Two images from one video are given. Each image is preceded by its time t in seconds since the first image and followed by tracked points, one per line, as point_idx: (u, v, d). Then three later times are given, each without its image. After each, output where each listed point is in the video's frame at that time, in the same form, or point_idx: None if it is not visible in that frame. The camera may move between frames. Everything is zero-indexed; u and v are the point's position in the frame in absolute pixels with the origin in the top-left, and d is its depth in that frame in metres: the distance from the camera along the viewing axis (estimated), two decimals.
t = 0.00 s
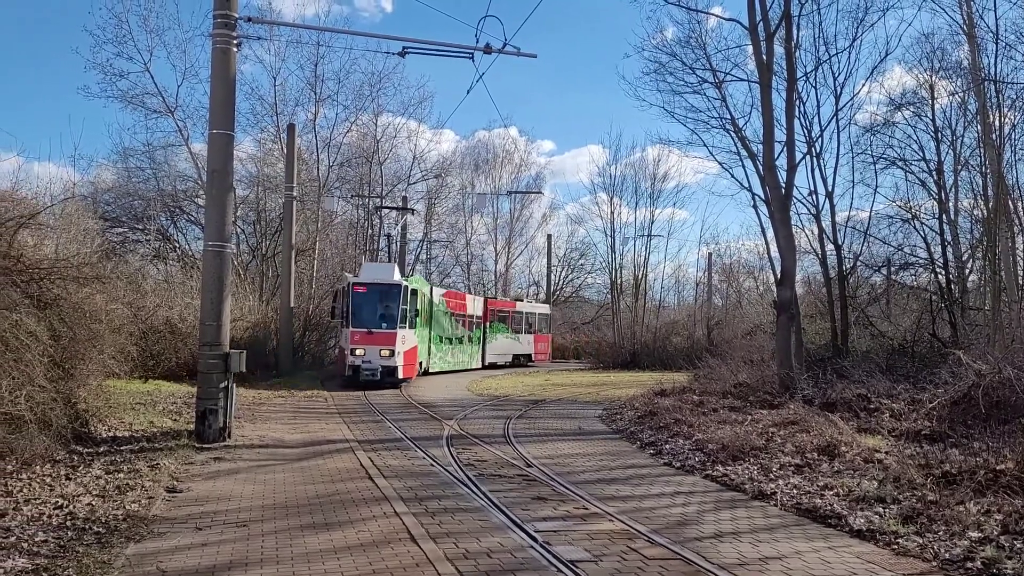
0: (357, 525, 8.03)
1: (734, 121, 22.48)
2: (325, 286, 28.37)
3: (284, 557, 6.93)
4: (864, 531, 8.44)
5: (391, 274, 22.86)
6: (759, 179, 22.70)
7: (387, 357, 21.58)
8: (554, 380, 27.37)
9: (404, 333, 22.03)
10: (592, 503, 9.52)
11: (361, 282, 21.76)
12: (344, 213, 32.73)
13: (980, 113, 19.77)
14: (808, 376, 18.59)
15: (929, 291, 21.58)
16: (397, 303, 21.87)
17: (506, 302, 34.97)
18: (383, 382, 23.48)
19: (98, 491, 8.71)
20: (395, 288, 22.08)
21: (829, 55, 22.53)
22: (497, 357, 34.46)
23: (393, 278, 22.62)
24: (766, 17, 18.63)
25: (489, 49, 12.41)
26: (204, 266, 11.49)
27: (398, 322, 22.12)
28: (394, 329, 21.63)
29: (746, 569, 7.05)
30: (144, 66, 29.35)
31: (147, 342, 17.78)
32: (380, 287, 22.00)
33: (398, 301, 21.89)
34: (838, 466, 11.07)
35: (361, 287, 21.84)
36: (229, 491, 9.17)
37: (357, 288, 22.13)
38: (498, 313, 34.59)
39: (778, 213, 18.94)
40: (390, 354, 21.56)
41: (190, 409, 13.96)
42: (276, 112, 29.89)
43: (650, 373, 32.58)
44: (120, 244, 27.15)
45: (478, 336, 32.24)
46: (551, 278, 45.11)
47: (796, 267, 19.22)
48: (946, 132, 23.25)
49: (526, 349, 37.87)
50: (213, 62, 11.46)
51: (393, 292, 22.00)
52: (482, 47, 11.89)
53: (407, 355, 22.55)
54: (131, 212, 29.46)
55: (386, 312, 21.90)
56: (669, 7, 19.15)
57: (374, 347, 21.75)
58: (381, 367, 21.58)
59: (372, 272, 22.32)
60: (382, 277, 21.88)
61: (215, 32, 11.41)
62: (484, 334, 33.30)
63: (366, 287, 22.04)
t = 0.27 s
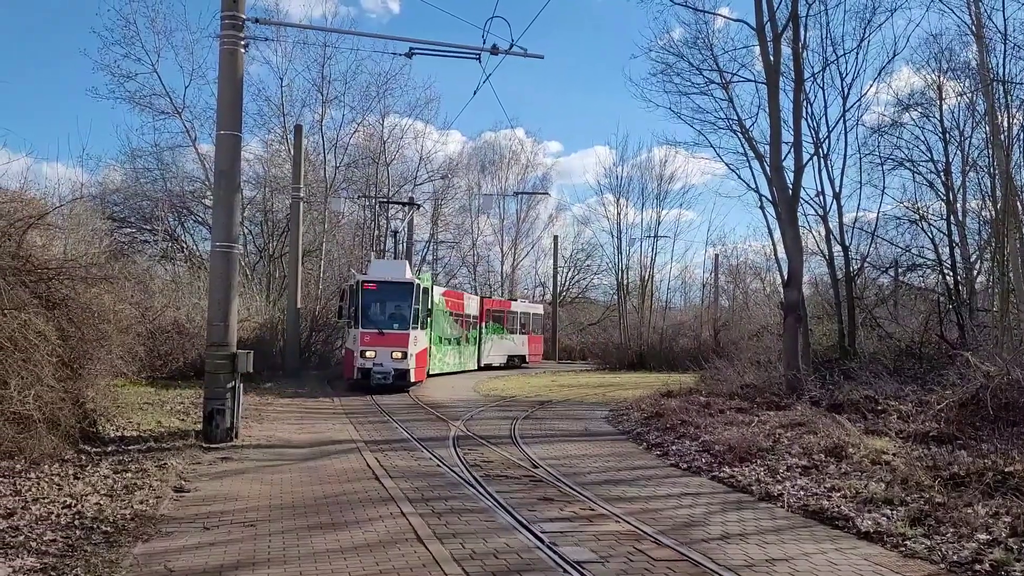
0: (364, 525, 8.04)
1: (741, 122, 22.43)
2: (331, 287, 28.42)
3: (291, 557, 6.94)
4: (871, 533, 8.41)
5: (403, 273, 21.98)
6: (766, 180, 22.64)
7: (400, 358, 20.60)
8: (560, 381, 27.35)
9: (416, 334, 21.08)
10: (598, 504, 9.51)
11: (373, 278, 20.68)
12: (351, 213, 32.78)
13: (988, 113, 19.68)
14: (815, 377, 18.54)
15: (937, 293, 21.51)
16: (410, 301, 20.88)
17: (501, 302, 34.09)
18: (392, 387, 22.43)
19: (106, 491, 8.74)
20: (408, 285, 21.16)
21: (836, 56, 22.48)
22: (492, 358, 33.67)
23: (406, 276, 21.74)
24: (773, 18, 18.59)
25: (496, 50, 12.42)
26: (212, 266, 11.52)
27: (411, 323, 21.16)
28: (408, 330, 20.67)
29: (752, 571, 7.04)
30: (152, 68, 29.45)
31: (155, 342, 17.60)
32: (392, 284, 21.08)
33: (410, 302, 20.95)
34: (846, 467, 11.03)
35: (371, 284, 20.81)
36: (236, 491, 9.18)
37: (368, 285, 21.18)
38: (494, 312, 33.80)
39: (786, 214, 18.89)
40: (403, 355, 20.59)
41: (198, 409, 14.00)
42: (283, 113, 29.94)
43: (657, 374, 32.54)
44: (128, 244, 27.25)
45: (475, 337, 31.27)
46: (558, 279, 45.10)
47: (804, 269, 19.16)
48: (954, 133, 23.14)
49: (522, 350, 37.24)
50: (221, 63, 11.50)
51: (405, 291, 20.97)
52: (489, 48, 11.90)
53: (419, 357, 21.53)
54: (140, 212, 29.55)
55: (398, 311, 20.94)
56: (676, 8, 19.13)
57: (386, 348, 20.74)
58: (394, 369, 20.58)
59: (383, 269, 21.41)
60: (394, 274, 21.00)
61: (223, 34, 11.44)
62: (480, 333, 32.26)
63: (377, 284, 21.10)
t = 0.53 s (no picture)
0: (371, 523, 8.05)
1: (748, 121, 22.37)
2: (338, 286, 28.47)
3: (298, 555, 6.95)
4: (878, 532, 8.38)
5: (416, 270, 21.14)
6: (772, 178, 22.58)
7: (414, 359, 19.67)
8: (566, 380, 27.34)
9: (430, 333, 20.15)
10: (605, 503, 9.50)
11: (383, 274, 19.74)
12: (358, 212, 32.83)
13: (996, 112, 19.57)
14: (822, 377, 18.49)
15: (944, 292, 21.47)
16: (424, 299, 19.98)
17: (496, 300, 33.30)
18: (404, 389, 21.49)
19: (114, 488, 8.77)
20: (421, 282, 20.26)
21: (843, 54, 22.40)
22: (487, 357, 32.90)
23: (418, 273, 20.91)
24: (780, 16, 18.54)
25: (503, 48, 12.43)
26: (219, 265, 11.54)
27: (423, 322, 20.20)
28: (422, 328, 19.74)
29: (759, 570, 7.02)
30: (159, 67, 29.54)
31: (163, 340, 17.71)
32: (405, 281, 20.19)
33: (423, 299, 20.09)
34: (853, 467, 11.00)
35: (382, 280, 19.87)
36: (244, 489, 9.21)
37: (379, 283, 20.25)
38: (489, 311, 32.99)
39: (792, 212, 18.84)
40: (417, 356, 19.67)
41: (205, 407, 14.04)
42: (289, 112, 29.97)
43: (663, 373, 32.55)
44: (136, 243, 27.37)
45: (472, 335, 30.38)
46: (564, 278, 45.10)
47: (811, 267, 19.09)
48: (962, 131, 23.03)
49: (515, 350, 36.78)
50: (228, 62, 11.52)
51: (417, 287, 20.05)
52: (495, 47, 11.91)
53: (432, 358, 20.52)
54: (147, 211, 29.65)
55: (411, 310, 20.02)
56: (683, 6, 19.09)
57: (398, 348, 19.82)
58: (408, 370, 19.64)
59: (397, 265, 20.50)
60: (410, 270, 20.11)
61: (230, 33, 11.46)
62: (476, 332, 31.34)
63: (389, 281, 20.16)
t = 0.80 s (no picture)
0: (379, 501, 8.11)
1: (757, 100, 22.20)
2: (346, 266, 28.54)
3: (308, 531, 7.01)
4: (885, 512, 8.40)
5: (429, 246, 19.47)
6: (781, 158, 22.44)
7: (430, 341, 18.21)
8: (573, 360, 27.39)
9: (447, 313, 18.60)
10: (611, 481, 9.54)
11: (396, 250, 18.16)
12: (365, 192, 32.82)
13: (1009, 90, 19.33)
14: (829, 357, 18.47)
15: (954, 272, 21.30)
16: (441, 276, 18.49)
17: (496, 279, 32.40)
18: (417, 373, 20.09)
19: (125, 465, 8.85)
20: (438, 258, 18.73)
21: (855, 32, 22.15)
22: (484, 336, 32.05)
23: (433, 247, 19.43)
24: None
25: (511, 27, 12.33)
26: (227, 244, 11.56)
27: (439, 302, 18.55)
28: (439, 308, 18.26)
29: (766, 549, 7.05)
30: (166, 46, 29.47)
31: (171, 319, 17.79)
32: (420, 258, 18.66)
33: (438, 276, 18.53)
34: (859, 447, 11.00)
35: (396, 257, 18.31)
36: (253, 467, 9.28)
37: (390, 258, 18.65)
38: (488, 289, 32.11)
39: (802, 192, 18.73)
40: (433, 337, 18.21)
41: (214, 385, 14.11)
42: (296, 91, 29.85)
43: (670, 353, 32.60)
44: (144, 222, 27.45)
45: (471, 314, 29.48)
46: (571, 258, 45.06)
47: (819, 248, 19.01)
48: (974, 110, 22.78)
49: (512, 329, 36.32)
50: (235, 40, 11.47)
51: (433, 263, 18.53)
52: (503, 25, 11.82)
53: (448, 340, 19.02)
54: (155, 190, 29.68)
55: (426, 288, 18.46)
56: None
57: (412, 329, 18.28)
58: (423, 352, 18.17)
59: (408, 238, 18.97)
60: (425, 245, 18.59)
61: (237, 11, 11.41)
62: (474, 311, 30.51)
63: (402, 257, 18.56)
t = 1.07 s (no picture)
0: (387, 498, 8.12)
1: (764, 96, 22.11)
2: (353, 263, 28.59)
3: (316, 528, 7.03)
4: (893, 509, 8.37)
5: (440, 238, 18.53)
6: (789, 154, 22.36)
7: (444, 341, 17.35)
8: (580, 357, 27.38)
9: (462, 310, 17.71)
10: (619, 479, 9.53)
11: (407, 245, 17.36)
12: (371, 189, 32.85)
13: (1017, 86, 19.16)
14: (837, 354, 18.41)
15: (962, 269, 20.96)
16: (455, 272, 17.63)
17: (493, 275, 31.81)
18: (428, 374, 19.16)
19: (134, 463, 8.88)
20: (452, 253, 17.92)
21: (862, 28, 22.04)
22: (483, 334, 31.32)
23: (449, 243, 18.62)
24: None
25: (517, 24, 12.31)
26: (234, 242, 11.59)
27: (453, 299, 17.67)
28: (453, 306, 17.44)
29: (774, 546, 7.03)
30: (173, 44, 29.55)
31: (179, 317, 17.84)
32: (433, 253, 17.85)
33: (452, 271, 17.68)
34: (867, 444, 10.96)
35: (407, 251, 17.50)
36: (261, 464, 9.31)
37: (402, 253, 17.82)
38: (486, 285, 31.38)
39: (809, 189, 18.65)
40: (448, 337, 17.35)
41: (222, 383, 14.13)
42: (303, 89, 29.86)
43: (676, 350, 32.58)
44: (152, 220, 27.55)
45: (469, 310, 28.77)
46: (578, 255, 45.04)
47: (827, 244, 18.92)
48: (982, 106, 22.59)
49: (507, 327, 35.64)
50: (242, 38, 11.48)
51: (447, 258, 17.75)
52: (509, 22, 11.80)
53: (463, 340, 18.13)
54: (163, 188, 29.76)
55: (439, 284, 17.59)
56: None
57: (426, 329, 17.41)
58: (437, 353, 17.29)
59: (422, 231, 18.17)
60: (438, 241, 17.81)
61: (244, 9, 11.42)
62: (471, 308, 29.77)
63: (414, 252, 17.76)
